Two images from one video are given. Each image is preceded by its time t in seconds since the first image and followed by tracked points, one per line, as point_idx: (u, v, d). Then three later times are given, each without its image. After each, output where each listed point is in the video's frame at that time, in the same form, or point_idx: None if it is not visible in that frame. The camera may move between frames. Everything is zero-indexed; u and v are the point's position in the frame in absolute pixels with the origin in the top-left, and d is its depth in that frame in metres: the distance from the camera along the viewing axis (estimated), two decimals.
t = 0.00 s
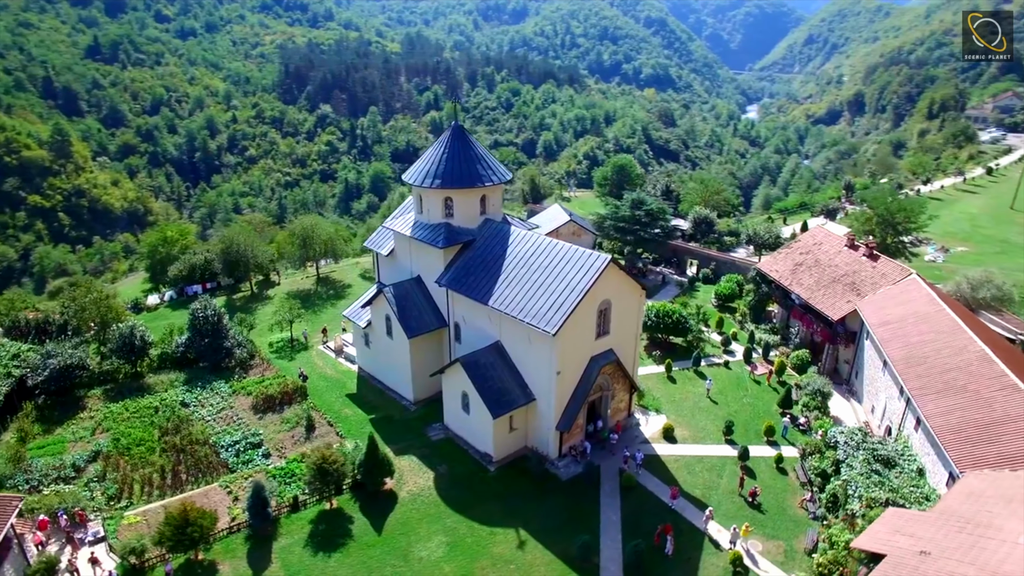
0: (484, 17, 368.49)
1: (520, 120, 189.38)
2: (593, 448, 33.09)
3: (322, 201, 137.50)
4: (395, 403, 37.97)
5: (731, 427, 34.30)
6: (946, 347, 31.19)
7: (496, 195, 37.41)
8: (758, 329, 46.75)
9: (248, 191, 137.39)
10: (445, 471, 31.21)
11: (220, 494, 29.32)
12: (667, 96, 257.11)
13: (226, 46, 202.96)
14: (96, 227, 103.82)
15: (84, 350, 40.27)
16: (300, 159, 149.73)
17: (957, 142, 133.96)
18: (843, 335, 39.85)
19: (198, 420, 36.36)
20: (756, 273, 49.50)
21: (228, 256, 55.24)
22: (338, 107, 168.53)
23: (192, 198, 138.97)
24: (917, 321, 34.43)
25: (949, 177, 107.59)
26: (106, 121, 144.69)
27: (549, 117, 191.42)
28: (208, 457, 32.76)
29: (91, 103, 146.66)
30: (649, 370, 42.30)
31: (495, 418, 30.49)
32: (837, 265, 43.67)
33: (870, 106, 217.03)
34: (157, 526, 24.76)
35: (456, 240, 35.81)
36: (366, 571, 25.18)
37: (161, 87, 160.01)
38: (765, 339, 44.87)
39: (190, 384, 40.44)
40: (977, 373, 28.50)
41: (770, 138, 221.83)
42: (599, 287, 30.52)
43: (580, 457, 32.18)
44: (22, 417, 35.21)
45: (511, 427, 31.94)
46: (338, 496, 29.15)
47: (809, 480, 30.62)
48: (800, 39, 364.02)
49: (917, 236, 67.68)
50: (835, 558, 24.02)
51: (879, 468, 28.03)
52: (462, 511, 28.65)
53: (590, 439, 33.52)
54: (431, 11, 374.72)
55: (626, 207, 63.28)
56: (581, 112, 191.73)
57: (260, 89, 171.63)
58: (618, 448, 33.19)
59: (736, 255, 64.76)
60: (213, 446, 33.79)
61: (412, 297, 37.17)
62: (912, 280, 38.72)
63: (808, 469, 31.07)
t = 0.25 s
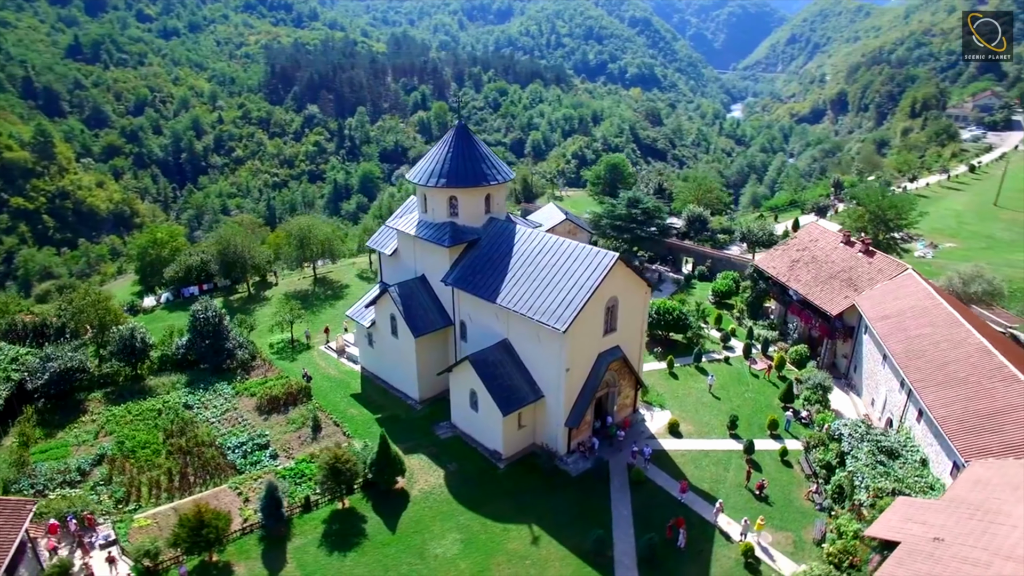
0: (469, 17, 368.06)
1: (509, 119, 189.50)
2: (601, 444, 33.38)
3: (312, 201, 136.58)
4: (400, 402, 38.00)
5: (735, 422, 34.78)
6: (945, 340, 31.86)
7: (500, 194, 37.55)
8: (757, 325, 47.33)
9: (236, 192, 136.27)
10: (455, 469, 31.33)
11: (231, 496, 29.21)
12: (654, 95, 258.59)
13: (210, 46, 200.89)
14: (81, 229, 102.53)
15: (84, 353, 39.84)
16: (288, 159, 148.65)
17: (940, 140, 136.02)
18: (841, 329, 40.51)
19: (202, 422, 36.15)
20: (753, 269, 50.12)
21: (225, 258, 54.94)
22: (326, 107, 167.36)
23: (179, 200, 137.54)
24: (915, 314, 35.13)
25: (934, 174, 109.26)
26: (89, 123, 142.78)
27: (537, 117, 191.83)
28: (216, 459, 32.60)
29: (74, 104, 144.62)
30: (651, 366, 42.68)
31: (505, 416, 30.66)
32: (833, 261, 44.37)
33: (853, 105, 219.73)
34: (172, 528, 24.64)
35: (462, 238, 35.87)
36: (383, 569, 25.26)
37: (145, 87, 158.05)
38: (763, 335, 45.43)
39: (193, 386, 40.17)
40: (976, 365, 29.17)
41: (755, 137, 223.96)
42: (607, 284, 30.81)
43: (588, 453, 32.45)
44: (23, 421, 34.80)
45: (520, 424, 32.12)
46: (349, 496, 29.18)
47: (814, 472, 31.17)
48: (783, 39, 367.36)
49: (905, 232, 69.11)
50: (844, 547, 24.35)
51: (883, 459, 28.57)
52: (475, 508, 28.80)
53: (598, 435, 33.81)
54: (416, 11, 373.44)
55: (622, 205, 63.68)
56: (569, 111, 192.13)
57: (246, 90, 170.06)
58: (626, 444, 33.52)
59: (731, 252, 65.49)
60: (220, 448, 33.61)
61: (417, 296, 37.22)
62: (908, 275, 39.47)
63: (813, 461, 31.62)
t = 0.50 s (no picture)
0: (459, 17, 367.60)
1: (500, 119, 189.52)
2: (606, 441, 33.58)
3: (304, 202, 135.59)
4: (405, 401, 38.03)
5: (739, 418, 35.08)
6: (945, 335, 32.32)
7: (503, 193, 37.67)
8: (756, 323, 47.78)
9: (228, 193, 135.52)
10: (463, 467, 31.42)
11: (239, 497, 29.17)
12: (644, 95, 259.51)
13: (198, 47, 199.42)
14: (71, 232, 101.85)
15: (85, 355, 39.56)
16: (280, 160, 147.81)
17: (928, 139, 137.46)
18: (840, 325, 40.99)
19: (206, 423, 36.02)
20: (752, 267, 50.56)
21: (223, 259, 54.70)
22: (317, 107, 166.63)
23: (170, 201, 136.58)
24: (914, 310, 35.61)
25: (924, 173, 110.43)
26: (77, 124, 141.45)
27: (529, 117, 192.11)
28: (222, 460, 32.50)
29: (61, 105, 143.16)
30: (652, 364, 42.97)
31: (513, 414, 30.79)
32: (832, 259, 44.87)
33: (842, 104, 221.58)
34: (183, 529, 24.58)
35: (466, 238, 35.92)
36: (395, 568, 25.31)
37: (133, 88, 156.63)
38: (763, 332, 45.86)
39: (195, 387, 39.99)
40: (977, 360, 29.63)
41: (746, 136, 225.38)
42: (613, 282, 31.04)
43: (594, 450, 32.65)
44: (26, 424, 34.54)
45: (527, 422, 32.26)
46: (359, 495, 29.19)
47: (818, 467, 31.53)
48: (771, 39, 369.47)
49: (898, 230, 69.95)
50: (851, 540, 24.66)
51: (888, 453, 28.95)
52: (484, 506, 28.90)
53: (604, 433, 34.00)
54: (405, 11, 372.42)
55: (620, 204, 63.93)
56: (560, 111, 192.36)
57: (236, 90, 168.99)
58: (631, 441, 33.74)
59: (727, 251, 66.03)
60: (225, 449, 33.51)
61: (421, 296, 37.27)
62: (906, 272, 40.01)
63: (817, 457, 31.99)
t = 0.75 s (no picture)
0: (444, 16, 366.68)
1: (489, 119, 189.52)
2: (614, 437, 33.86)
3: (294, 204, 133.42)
4: (412, 400, 38.08)
5: (744, 413, 35.52)
6: (945, 328, 32.97)
7: (509, 192, 37.84)
8: (755, 319, 48.36)
9: (216, 194, 134.43)
10: (474, 465, 31.56)
11: (252, 498, 29.09)
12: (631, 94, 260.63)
13: (182, 46, 197.31)
14: (56, 234, 100.80)
15: (86, 358, 39.20)
16: (268, 161, 146.57)
17: (913, 137, 139.39)
18: (840, 320, 41.58)
19: (213, 425, 35.85)
20: (750, 264, 51.11)
21: (220, 259, 54.30)
22: (305, 108, 165.60)
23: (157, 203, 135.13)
24: (914, 305, 36.27)
25: (910, 170, 112.03)
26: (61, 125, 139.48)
27: (518, 116, 192.33)
28: (231, 461, 32.39)
29: (44, 106, 141.09)
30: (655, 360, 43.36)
31: (524, 411, 30.97)
32: (829, 255, 45.51)
33: (826, 103, 224.05)
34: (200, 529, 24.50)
35: (473, 236, 36.05)
36: (413, 566, 25.42)
37: (117, 88, 154.59)
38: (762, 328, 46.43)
39: (198, 389, 39.78)
40: (979, 352, 30.28)
41: (732, 135, 227.20)
42: (622, 279, 31.34)
43: (603, 446, 32.91)
44: (30, 428, 34.19)
45: (536, 419, 32.46)
46: (372, 494, 29.23)
47: (823, 459, 32.06)
48: (755, 38, 372.21)
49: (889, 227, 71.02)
50: (860, 530, 25.13)
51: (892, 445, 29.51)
52: (498, 503, 29.07)
53: (612, 428, 34.30)
54: (391, 10, 370.89)
55: (616, 203, 64.33)
56: (549, 111, 192.61)
57: (222, 90, 167.42)
58: (639, 436, 34.06)
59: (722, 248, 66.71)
60: (233, 450, 33.41)
61: (428, 294, 37.34)
62: (904, 267, 40.70)
63: (822, 449, 32.51)
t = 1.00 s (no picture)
0: (435, 16, 365.81)
1: (481, 119, 189.33)
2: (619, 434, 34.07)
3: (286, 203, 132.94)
4: (416, 400, 38.10)
5: (747, 409, 35.86)
6: (945, 324, 33.45)
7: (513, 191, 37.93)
8: (754, 316, 48.76)
9: (207, 195, 133.62)
10: (482, 463, 31.65)
11: (261, 498, 29.06)
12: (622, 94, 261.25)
13: (171, 46, 195.71)
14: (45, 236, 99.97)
15: (87, 360, 38.95)
16: (260, 161, 145.57)
17: (903, 136, 140.57)
18: (839, 317, 42.03)
19: (217, 426, 35.74)
20: (749, 261, 51.49)
21: (218, 260, 54.04)
22: (296, 108, 164.77)
23: (147, 204, 134.11)
24: (913, 301, 36.75)
25: (901, 169, 113.06)
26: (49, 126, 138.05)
27: (510, 116, 192.30)
28: (237, 462, 32.32)
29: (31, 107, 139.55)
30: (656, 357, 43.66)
31: (531, 409, 31.09)
32: (828, 252, 45.95)
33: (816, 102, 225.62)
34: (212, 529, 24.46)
35: (478, 235, 36.10)
36: (426, 563, 25.52)
37: (106, 88, 153.05)
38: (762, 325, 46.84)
39: (201, 390, 39.63)
40: (979, 347, 30.75)
41: (723, 134, 228.35)
42: (628, 277, 31.54)
43: (609, 443, 33.09)
44: (33, 431, 33.97)
45: (543, 417, 32.58)
46: (381, 494, 29.27)
47: (827, 454, 32.47)
48: (744, 38, 373.77)
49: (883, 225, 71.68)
50: (867, 523, 25.47)
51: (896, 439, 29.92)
52: (507, 500, 29.18)
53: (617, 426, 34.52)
54: (380, 10, 369.72)
55: (615, 202, 64.54)
56: (541, 111, 192.67)
57: (212, 91, 166.30)
58: (645, 433, 34.29)
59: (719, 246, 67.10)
60: (239, 451, 33.34)
61: (432, 294, 37.36)
62: (901, 264, 41.21)
63: (825, 444, 32.90)
